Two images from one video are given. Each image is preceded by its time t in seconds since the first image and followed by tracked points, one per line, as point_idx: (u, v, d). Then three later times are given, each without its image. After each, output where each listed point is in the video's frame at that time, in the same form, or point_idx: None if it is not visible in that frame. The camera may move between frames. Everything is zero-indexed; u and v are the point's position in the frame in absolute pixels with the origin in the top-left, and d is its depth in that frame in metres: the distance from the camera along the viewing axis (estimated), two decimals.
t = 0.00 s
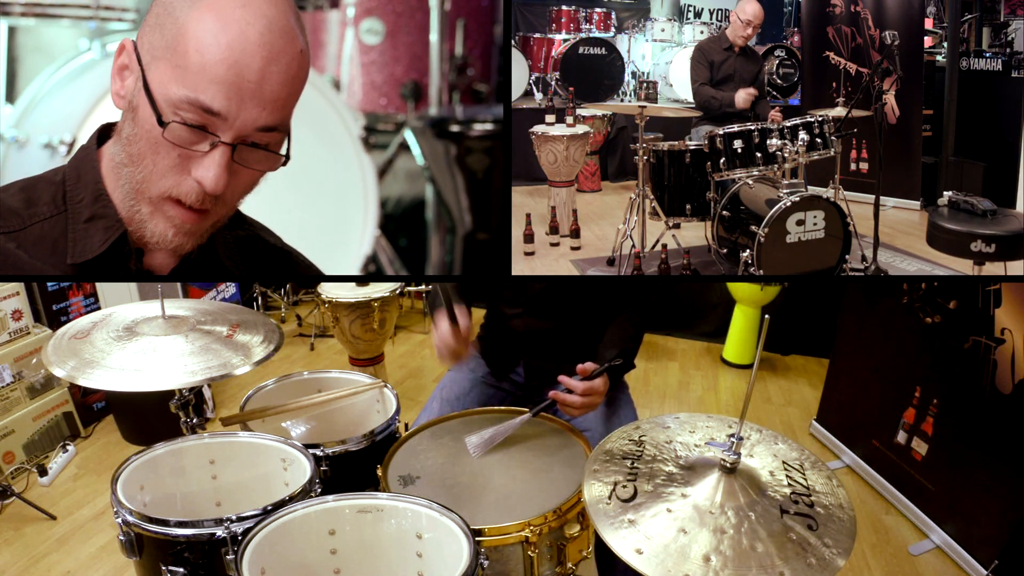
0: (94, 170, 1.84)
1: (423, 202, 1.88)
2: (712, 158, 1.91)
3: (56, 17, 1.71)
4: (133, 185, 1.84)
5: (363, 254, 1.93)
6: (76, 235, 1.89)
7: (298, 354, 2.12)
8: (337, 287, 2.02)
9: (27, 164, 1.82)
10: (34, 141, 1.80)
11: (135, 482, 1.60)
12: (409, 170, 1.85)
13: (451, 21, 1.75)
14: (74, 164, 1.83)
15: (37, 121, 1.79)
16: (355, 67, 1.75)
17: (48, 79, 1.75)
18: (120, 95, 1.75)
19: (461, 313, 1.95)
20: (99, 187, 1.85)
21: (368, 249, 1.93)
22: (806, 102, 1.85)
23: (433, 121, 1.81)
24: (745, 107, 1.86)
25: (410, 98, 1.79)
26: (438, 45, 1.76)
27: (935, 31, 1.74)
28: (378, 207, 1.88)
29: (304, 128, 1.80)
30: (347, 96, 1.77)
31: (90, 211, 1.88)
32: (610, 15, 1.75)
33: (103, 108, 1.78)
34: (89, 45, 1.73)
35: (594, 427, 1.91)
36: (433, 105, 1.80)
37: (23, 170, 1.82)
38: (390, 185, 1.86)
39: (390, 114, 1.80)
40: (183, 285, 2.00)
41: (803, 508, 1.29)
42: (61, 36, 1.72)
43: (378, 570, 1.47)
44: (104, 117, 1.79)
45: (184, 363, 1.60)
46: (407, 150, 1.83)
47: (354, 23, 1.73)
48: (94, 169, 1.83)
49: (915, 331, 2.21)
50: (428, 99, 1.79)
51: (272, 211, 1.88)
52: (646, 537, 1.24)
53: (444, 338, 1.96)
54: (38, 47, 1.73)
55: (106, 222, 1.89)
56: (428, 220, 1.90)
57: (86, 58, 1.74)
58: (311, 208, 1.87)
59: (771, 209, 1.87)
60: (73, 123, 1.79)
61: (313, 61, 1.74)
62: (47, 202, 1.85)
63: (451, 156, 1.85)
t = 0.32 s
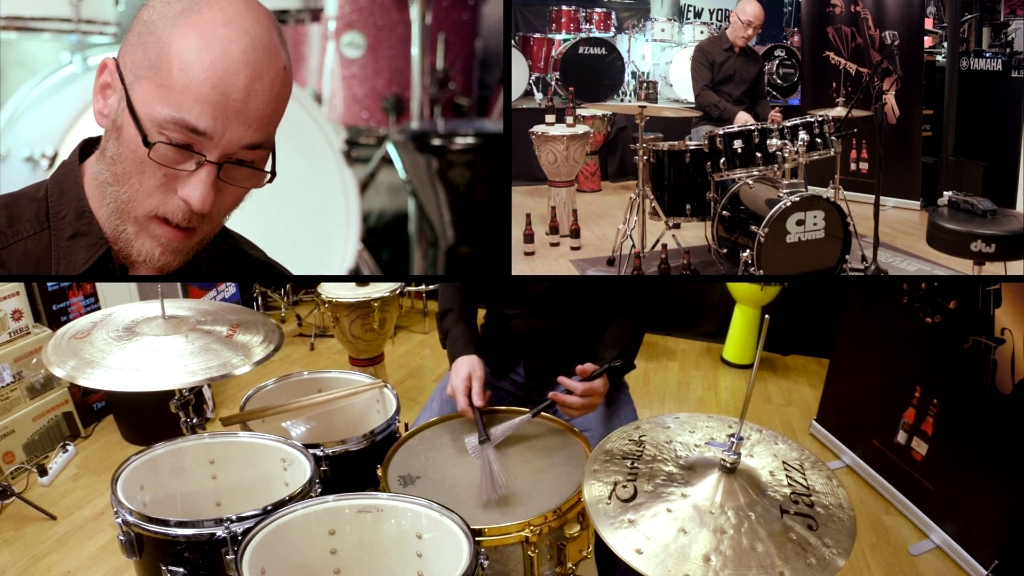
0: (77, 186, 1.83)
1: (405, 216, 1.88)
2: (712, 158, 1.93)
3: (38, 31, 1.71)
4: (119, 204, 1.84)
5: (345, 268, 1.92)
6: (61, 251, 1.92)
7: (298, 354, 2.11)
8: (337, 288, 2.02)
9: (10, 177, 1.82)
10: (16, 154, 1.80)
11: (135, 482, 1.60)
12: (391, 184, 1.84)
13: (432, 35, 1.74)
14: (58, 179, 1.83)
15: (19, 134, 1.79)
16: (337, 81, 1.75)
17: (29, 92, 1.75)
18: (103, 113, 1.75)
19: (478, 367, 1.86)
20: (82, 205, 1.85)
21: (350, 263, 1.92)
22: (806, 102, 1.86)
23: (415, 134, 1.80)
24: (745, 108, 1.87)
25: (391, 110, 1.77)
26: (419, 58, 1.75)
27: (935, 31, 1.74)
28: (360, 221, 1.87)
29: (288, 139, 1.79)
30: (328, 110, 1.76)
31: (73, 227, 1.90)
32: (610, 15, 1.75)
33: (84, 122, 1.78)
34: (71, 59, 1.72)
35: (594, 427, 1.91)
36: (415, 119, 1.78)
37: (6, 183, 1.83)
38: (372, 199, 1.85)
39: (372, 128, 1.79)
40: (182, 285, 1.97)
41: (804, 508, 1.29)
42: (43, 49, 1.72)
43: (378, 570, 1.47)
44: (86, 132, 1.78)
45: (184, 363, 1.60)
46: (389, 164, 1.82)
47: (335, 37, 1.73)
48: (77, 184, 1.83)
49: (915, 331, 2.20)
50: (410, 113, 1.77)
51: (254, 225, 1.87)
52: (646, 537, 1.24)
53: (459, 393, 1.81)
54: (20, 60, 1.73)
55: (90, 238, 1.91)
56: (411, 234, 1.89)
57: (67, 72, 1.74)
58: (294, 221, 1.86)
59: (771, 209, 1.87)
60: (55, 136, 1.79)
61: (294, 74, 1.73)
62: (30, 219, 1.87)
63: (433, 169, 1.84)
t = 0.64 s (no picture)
0: (78, 184, 1.83)
1: (406, 214, 1.87)
2: (712, 158, 1.95)
3: (39, 29, 1.71)
4: (121, 196, 1.83)
5: (345, 266, 1.92)
6: (62, 248, 1.92)
7: (298, 354, 2.11)
8: (337, 288, 2.01)
9: (11, 175, 1.83)
10: (18, 152, 1.81)
11: (135, 482, 1.60)
12: (392, 181, 1.84)
13: (434, 33, 1.74)
14: (59, 178, 1.84)
15: (20, 131, 1.79)
16: (338, 79, 1.75)
17: (30, 90, 1.75)
18: (102, 108, 1.75)
19: (477, 366, 1.86)
20: (83, 201, 1.85)
21: (351, 261, 1.92)
22: (806, 102, 1.86)
23: (415, 132, 1.80)
24: (745, 107, 1.87)
25: (393, 108, 1.77)
26: (421, 56, 1.75)
27: (935, 31, 1.74)
28: (361, 219, 1.86)
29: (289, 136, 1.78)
30: (330, 107, 1.76)
31: (75, 223, 1.90)
32: (610, 15, 1.74)
33: (86, 119, 1.78)
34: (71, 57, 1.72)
35: (595, 427, 1.91)
36: (416, 117, 1.78)
37: (8, 180, 1.83)
38: (373, 196, 1.84)
39: (373, 126, 1.78)
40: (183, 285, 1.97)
41: (803, 508, 1.29)
42: (43, 47, 1.72)
43: (378, 570, 1.47)
44: (88, 129, 1.79)
45: (184, 363, 1.60)
46: (390, 161, 1.82)
47: (336, 35, 1.73)
48: (78, 182, 1.83)
49: (916, 330, 2.20)
50: (410, 111, 1.78)
51: (254, 222, 1.87)
52: (646, 537, 1.24)
53: (458, 392, 1.80)
54: (21, 58, 1.73)
55: (91, 234, 1.91)
56: (413, 231, 1.89)
57: (68, 69, 1.73)
58: (294, 219, 1.86)
59: (771, 209, 1.87)
60: (56, 134, 1.80)
61: (295, 72, 1.73)
62: (31, 215, 1.87)
63: (434, 167, 1.84)
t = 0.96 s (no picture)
0: (78, 179, 1.83)
1: (406, 209, 1.86)
2: (712, 158, 1.95)
3: (40, 24, 1.71)
4: (121, 190, 1.83)
5: (345, 263, 1.91)
6: (63, 242, 1.92)
7: (298, 354, 2.10)
8: (337, 288, 2.02)
9: (11, 171, 1.82)
10: (18, 148, 1.80)
11: (135, 482, 1.60)
12: (393, 176, 1.84)
13: (434, 29, 1.74)
14: (60, 173, 1.83)
15: (20, 127, 1.78)
16: (339, 74, 1.75)
17: (30, 84, 1.75)
18: (102, 102, 1.74)
19: (478, 368, 1.85)
20: (84, 196, 1.85)
21: (351, 258, 1.92)
22: (806, 102, 1.86)
23: (416, 128, 1.79)
24: (745, 107, 1.87)
25: (393, 103, 1.77)
26: (421, 52, 1.75)
27: (935, 31, 1.74)
28: (362, 215, 1.86)
29: (290, 133, 1.78)
30: (330, 103, 1.76)
31: (76, 219, 1.89)
32: (610, 15, 1.75)
33: (86, 115, 1.78)
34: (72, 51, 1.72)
35: (595, 428, 1.91)
36: (417, 112, 1.78)
37: (8, 176, 1.83)
38: (373, 192, 1.84)
39: (374, 121, 1.78)
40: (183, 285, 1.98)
41: (804, 508, 1.29)
42: (45, 42, 1.72)
43: (378, 570, 1.47)
44: (88, 124, 1.78)
45: (184, 363, 1.60)
46: (391, 157, 1.81)
47: (337, 30, 1.73)
48: (79, 178, 1.83)
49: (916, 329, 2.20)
50: (411, 106, 1.78)
51: (255, 217, 1.87)
52: (646, 537, 1.24)
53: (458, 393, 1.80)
54: (23, 53, 1.73)
55: (91, 230, 1.91)
56: (413, 227, 1.88)
57: (68, 64, 1.73)
58: (294, 216, 1.86)
59: (771, 209, 1.87)
60: (57, 129, 1.79)
61: (295, 67, 1.73)
62: (32, 211, 1.85)
63: (435, 162, 1.83)
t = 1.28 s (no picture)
0: (79, 178, 1.83)
1: (407, 208, 1.86)
2: (712, 158, 1.95)
3: (41, 22, 1.71)
4: (123, 189, 1.83)
5: (346, 262, 1.91)
6: (65, 243, 1.91)
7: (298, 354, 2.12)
8: (337, 288, 2.02)
9: (12, 170, 1.82)
10: (19, 146, 1.80)
11: (135, 482, 1.60)
12: (394, 175, 1.83)
13: (435, 27, 1.74)
14: (61, 172, 1.83)
15: (21, 126, 1.78)
16: (339, 72, 1.74)
17: (31, 83, 1.74)
18: (103, 102, 1.74)
19: (478, 369, 1.85)
20: (85, 196, 1.85)
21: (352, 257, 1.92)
22: (806, 102, 1.86)
23: (416, 126, 1.79)
24: (745, 108, 1.87)
25: (394, 101, 1.77)
26: (422, 50, 1.75)
27: (935, 31, 1.74)
28: (363, 214, 1.86)
29: (291, 131, 1.78)
30: (331, 101, 1.76)
31: (77, 218, 1.89)
32: (610, 15, 1.75)
33: (87, 113, 1.77)
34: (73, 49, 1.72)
35: (595, 428, 1.90)
36: (418, 110, 1.78)
37: (9, 175, 1.82)
38: (375, 191, 1.84)
39: (374, 120, 1.78)
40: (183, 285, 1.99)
41: (803, 508, 1.29)
42: (45, 40, 1.72)
43: (378, 570, 1.47)
44: (89, 123, 1.78)
45: (185, 363, 1.60)
46: (392, 155, 1.81)
47: (338, 28, 1.73)
48: (81, 177, 1.83)
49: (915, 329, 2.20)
50: (412, 104, 1.77)
51: (255, 217, 1.87)
52: (646, 537, 1.24)
53: (458, 395, 1.78)
54: (24, 51, 1.73)
55: (93, 229, 1.90)
56: (414, 226, 1.88)
57: (69, 61, 1.73)
58: (295, 216, 1.86)
59: (771, 209, 1.87)
60: (57, 127, 1.79)
61: (296, 65, 1.73)
62: (33, 210, 1.84)
63: (437, 161, 1.83)
